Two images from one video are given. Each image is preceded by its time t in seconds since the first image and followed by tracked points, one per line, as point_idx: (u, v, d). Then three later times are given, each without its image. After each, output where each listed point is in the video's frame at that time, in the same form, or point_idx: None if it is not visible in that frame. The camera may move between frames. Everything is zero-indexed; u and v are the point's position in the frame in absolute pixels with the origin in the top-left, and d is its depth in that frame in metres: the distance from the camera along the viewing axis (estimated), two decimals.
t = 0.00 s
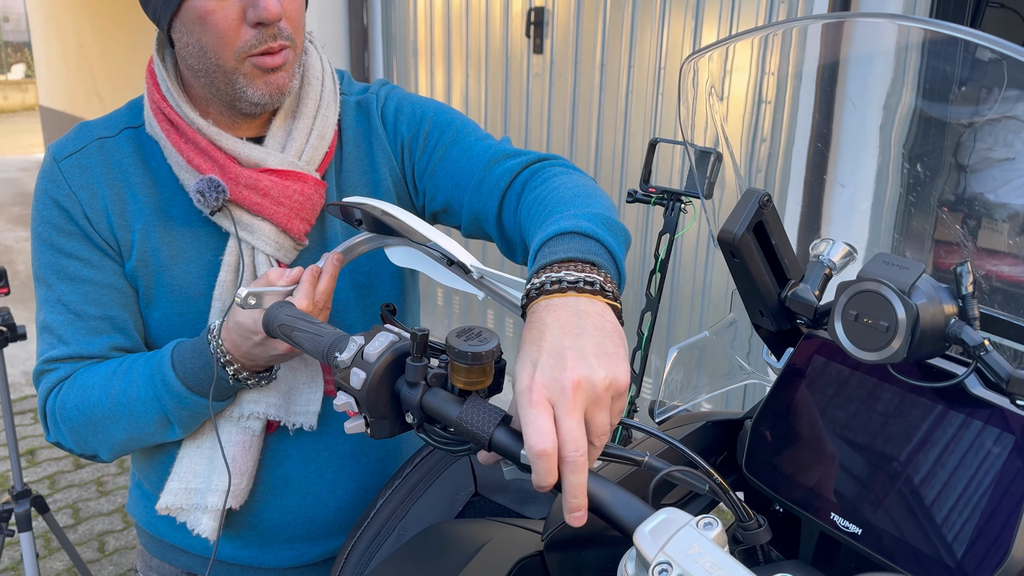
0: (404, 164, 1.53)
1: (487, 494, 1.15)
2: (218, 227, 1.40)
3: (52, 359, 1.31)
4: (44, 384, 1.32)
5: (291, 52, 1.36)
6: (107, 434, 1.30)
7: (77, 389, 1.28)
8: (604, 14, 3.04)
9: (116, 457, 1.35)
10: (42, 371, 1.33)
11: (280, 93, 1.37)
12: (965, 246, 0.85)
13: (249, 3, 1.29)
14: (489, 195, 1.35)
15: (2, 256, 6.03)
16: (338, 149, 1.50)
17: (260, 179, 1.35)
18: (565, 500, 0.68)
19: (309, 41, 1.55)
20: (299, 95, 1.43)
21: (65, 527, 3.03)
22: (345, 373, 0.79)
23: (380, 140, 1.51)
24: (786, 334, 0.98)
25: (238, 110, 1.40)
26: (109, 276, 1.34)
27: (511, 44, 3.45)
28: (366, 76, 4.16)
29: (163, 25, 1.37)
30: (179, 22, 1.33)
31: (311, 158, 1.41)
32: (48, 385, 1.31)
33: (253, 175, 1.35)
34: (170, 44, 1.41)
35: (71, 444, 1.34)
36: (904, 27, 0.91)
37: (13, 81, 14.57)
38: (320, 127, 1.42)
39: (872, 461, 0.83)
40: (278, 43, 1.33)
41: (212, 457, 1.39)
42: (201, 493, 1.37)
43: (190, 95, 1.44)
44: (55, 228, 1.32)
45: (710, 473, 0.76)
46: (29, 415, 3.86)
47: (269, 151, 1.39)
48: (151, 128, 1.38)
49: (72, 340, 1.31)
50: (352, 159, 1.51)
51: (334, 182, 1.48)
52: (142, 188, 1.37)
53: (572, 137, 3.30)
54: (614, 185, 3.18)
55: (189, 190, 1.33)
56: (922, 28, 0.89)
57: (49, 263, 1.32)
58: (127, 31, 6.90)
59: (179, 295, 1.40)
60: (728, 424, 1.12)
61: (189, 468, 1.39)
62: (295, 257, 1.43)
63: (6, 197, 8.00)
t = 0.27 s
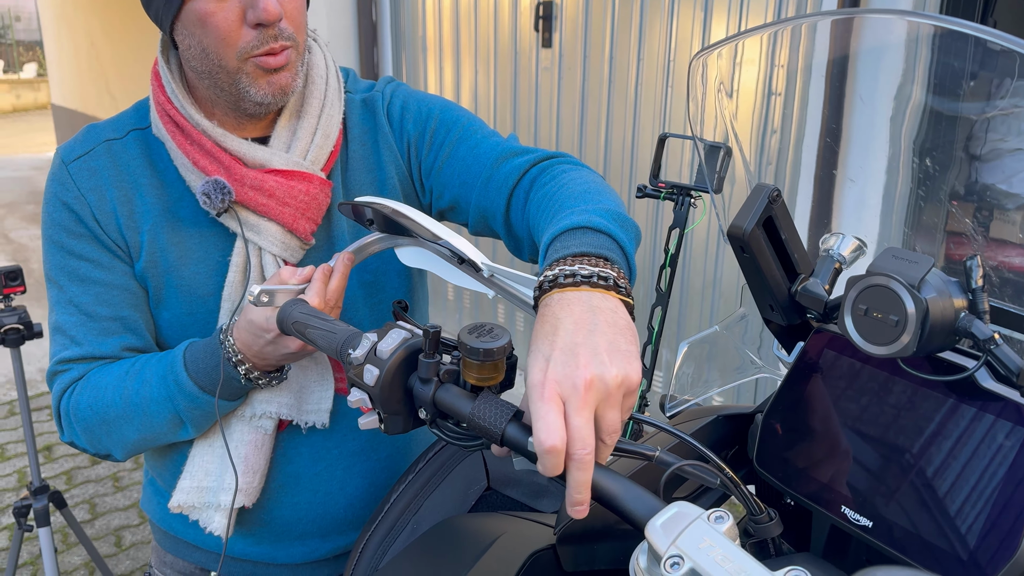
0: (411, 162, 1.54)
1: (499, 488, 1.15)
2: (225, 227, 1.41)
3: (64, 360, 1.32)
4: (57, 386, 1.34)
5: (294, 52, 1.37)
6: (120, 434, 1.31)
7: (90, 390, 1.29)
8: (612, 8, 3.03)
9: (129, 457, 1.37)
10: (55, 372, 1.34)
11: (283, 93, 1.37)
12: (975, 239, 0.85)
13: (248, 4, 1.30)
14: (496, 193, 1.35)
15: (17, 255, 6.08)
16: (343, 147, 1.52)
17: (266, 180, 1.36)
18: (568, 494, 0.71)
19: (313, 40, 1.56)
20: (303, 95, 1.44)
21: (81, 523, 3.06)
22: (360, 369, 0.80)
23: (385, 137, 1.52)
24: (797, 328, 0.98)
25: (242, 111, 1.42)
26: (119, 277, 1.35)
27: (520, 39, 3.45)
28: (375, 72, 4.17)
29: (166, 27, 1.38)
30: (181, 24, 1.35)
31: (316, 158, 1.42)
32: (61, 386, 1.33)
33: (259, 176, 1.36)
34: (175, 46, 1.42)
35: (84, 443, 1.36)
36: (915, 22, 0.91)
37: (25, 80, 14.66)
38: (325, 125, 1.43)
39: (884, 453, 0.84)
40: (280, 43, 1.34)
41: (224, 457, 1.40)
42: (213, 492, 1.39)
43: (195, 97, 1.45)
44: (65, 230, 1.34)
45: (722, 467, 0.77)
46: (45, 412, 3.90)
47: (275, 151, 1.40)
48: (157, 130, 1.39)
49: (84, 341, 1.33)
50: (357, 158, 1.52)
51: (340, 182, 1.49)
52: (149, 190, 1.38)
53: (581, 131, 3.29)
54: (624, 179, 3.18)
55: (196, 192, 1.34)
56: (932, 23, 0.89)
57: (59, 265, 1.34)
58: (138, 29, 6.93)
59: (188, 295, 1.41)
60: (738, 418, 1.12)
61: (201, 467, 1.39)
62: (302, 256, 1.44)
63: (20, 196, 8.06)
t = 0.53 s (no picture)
0: (421, 157, 1.55)
1: (511, 479, 1.17)
2: (236, 224, 1.41)
3: (78, 356, 1.34)
4: (71, 381, 1.35)
5: (300, 48, 1.37)
6: (134, 429, 1.33)
7: (103, 386, 1.31)
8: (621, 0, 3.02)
9: (143, 451, 1.38)
10: (70, 368, 1.36)
11: (291, 90, 1.37)
12: (987, 229, 0.85)
13: (255, 1, 1.30)
14: (507, 186, 1.36)
15: (29, 253, 6.12)
16: (353, 143, 1.52)
17: (276, 176, 1.37)
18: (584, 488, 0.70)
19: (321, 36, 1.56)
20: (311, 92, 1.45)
21: (97, 517, 3.09)
22: (372, 362, 0.81)
23: (394, 132, 1.53)
24: (807, 319, 0.99)
25: (251, 108, 1.42)
26: (132, 274, 1.36)
27: (528, 32, 3.44)
28: (383, 67, 4.17)
29: (173, 24, 1.39)
30: (189, 22, 1.35)
31: (326, 153, 1.43)
32: (75, 382, 1.35)
33: (269, 173, 1.37)
34: (183, 44, 1.43)
35: (99, 438, 1.38)
36: (926, 12, 0.91)
37: (35, 78, 14.74)
38: (334, 121, 1.44)
39: (896, 444, 0.84)
40: (286, 39, 1.34)
41: (237, 450, 1.41)
42: (227, 486, 1.40)
43: (204, 93, 1.46)
44: (78, 228, 1.35)
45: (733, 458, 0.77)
46: (59, 408, 3.94)
47: (284, 147, 1.40)
48: (168, 127, 1.40)
49: (97, 337, 1.34)
50: (367, 152, 1.52)
51: (349, 174, 1.49)
52: (160, 186, 1.38)
53: (590, 124, 3.29)
54: (633, 172, 3.18)
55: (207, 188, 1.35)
56: (944, 13, 0.89)
57: (72, 262, 1.35)
58: (148, 26, 6.96)
59: (200, 291, 1.42)
60: (749, 409, 1.13)
61: (215, 462, 1.41)
62: (312, 251, 1.45)
63: (33, 194, 8.12)
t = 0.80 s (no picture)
0: (429, 156, 1.55)
1: (520, 477, 1.17)
2: (246, 222, 1.42)
3: (89, 355, 1.34)
4: (82, 380, 1.36)
5: (308, 44, 1.37)
6: (145, 427, 1.33)
7: (114, 384, 1.31)
8: None
9: (154, 449, 1.39)
10: (80, 366, 1.37)
11: (297, 85, 1.37)
12: (996, 224, 0.85)
13: None
14: (515, 184, 1.35)
15: (40, 251, 6.15)
16: (362, 141, 1.52)
17: (284, 175, 1.37)
18: (589, 488, 0.71)
19: (329, 35, 1.56)
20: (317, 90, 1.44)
21: (108, 515, 3.11)
22: (380, 361, 0.81)
23: (403, 130, 1.53)
24: (816, 315, 0.98)
25: (259, 105, 1.42)
26: (142, 273, 1.37)
27: (535, 28, 3.44)
28: (391, 65, 4.18)
29: (182, 23, 1.39)
30: (197, 20, 1.36)
31: (334, 152, 1.43)
32: (86, 380, 1.35)
33: (277, 172, 1.37)
34: (191, 42, 1.43)
35: (109, 437, 1.38)
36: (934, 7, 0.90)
37: (45, 78, 14.81)
38: (341, 119, 1.44)
39: (907, 441, 0.83)
40: (294, 36, 1.34)
41: (247, 449, 1.41)
42: (237, 484, 1.40)
43: (213, 91, 1.46)
44: (88, 227, 1.35)
45: (742, 455, 0.77)
46: (71, 406, 3.96)
47: (292, 146, 1.40)
48: (177, 126, 1.40)
49: (107, 336, 1.35)
50: (375, 151, 1.52)
51: (357, 174, 1.50)
52: (170, 186, 1.39)
53: (597, 120, 3.29)
54: (641, 168, 3.17)
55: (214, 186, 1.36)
56: (952, 8, 0.88)
57: (82, 261, 1.35)
58: (156, 25, 6.98)
59: (209, 290, 1.43)
60: (758, 406, 1.13)
61: (225, 459, 1.41)
62: (321, 249, 1.45)
63: (44, 193, 8.16)
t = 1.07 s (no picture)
0: (439, 154, 1.55)
1: (529, 474, 1.17)
2: (257, 220, 1.42)
3: (101, 351, 1.35)
4: (94, 376, 1.37)
5: (320, 45, 1.37)
6: (155, 424, 1.34)
7: (126, 380, 1.32)
8: None
9: (165, 445, 1.40)
10: (93, 362, 1.38)
11: (309, 86, 1.38)
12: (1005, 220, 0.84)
13: None
14: (524, 185, 1.36)
15: (50, 250, 6.18)
16: (373, 140, 1.53)
17: (296, 173, 1.37)
18: (604, 484, 0.71)
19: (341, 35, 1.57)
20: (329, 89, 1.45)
21: (119, 512, 3.13)
22: (389, 359, 0.81)
23: (414, 130, 1.53)
24: (824, 312, 0.98)
25: (271, 105, 1.43)
26: (153, 270, 1.38)
27: (541, 26, 3.43)
28: (397, 63, 4.18)
29: (196, 20, 1.40)
30: (212, 19, 1.36)
31: (344, 150, 1.43)
32: (98, 376, 1.36)
33: (289, 169, 1.37)
34: (205, 40, 1.44)
35: (121, 432, 1.39)
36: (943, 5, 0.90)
37: (53, 77, 14.87)
38: (352, 118, 1.44)
39: (916, 437, 0.83)
40: (307, 36, 1.35)
41: (258, 447, 1.42)
42: (249, 481, 1.41)
43: (225, 90, 1.47)
44: (101, 224, 1.36)
45: (751, 452, 0.77)
46: (81, 404, 3.98)
47: (303, 144, 1.41)
48: (190, 124, 1.41)
49: (119, 333, 1.36)
50: (386, 150, 1.53)
51: (369, 173, 1.51)
52: (182, 184, 1.40)
53: (604, 117, 3.29)
54: (648, 165, 3.17)
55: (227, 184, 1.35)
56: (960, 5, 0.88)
57: (94, 258, 1.36)
58: (163, 25, 7.01)
59: (221, 288, 1.43)
60: (766, 403, 1.14)
61: (237, 457, 1.42)
62: (331, 247, 1.46)
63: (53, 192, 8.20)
